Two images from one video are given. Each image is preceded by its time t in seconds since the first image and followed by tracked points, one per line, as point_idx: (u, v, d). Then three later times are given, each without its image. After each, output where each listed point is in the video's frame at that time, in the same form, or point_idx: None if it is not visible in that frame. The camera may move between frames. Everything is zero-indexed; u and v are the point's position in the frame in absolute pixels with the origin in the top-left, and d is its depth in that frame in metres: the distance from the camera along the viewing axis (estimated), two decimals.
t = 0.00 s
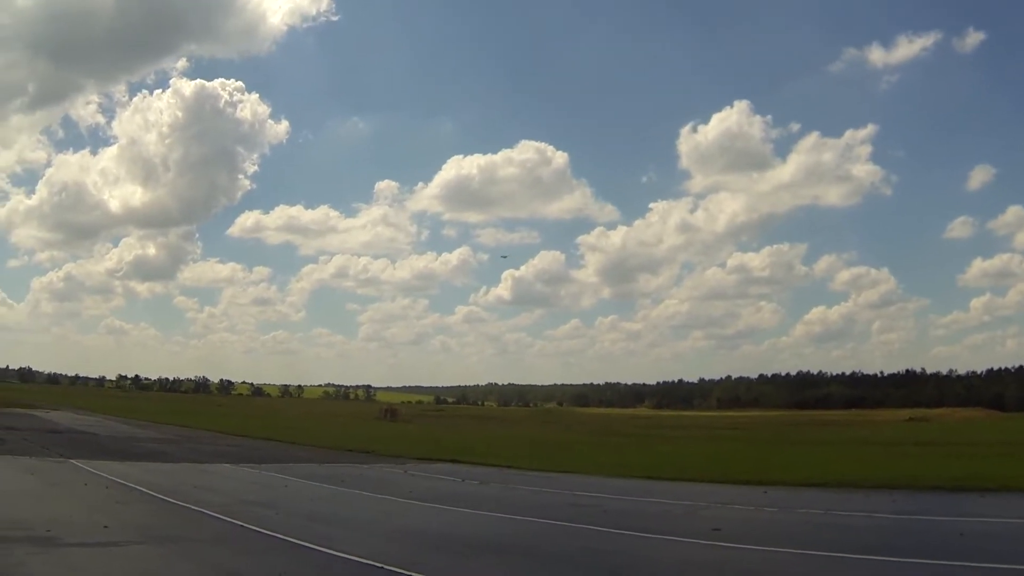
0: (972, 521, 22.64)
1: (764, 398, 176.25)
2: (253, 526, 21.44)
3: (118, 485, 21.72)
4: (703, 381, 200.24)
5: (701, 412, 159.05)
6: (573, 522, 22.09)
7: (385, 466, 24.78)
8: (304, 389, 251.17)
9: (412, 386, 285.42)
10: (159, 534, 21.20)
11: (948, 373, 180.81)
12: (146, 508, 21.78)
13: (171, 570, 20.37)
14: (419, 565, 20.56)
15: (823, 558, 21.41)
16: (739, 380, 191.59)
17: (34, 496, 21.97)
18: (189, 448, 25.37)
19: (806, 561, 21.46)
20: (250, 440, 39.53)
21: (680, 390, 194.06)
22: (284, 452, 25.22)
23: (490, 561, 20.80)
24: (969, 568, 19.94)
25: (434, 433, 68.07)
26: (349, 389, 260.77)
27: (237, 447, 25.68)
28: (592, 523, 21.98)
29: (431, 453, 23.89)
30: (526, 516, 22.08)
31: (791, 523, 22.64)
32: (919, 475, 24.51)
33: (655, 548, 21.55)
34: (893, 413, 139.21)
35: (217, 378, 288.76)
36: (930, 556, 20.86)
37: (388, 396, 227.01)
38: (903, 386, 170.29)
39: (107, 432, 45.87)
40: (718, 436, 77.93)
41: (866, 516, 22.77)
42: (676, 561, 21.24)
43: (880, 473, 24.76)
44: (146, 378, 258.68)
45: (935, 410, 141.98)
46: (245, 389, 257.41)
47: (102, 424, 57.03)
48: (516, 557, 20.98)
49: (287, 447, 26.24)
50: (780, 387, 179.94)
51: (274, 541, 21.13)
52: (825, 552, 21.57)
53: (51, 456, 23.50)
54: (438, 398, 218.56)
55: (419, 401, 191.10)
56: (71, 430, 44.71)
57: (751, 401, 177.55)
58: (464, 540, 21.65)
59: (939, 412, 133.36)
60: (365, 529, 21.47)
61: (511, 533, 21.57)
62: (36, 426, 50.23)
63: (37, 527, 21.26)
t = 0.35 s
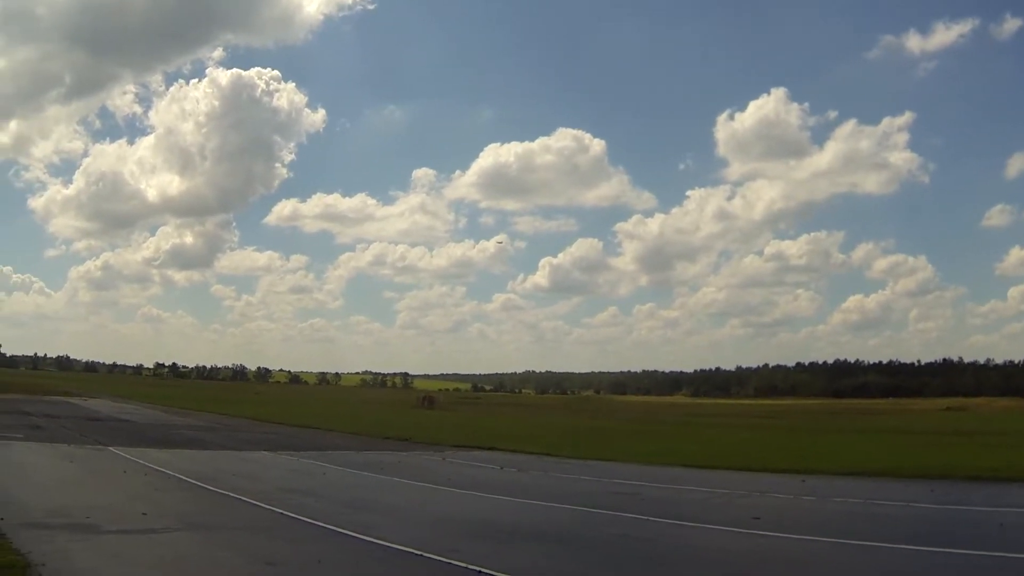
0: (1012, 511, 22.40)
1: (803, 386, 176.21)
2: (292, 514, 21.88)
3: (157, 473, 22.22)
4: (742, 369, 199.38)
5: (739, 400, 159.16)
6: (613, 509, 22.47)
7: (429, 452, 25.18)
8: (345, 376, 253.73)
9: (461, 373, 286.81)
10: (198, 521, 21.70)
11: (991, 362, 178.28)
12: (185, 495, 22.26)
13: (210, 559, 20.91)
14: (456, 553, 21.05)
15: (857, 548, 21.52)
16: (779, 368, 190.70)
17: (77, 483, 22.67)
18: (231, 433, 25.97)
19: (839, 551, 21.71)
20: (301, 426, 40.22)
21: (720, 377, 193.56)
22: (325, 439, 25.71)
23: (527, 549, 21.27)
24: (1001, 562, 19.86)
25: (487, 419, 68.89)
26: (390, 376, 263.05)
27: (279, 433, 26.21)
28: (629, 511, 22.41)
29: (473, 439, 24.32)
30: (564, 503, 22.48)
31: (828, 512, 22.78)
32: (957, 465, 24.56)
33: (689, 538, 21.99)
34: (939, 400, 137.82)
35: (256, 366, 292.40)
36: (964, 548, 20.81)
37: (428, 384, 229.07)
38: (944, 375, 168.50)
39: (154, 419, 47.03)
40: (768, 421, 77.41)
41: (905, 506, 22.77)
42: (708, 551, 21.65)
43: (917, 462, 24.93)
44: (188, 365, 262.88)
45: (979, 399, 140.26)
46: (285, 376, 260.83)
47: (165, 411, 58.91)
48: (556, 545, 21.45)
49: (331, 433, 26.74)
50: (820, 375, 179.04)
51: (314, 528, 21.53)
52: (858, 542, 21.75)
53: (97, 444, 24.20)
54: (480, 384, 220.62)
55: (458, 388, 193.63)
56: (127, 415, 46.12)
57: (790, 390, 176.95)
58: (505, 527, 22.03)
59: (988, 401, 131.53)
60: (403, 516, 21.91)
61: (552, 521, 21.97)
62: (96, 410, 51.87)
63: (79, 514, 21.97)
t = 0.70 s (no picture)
0: None
1: (831, 386, 176.59)
2: (322, 511, 21.93)
3: (187, 468, 22.35)
4: (771, 369, 198.84)
5: (770, 401, 159.33)
6: (643, 509, 22.44)
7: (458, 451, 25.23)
8: (373, 373, 255.88)
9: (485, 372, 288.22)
10: (227, 516, 21.81)
11: None
12: (214, 490, 22.34)
13: (240, 554, 20.97)
14: (486, 551, 21.06)
15: (887, 549, 21.38)
16: (809, 369, 190.15)
17: (108, 478, 22.86)
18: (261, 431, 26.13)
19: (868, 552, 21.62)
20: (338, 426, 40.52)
21: (750, 377, 193.29)
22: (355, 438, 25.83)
23: (557, 547, 21.28)
24: None
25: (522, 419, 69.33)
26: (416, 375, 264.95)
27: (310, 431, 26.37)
28: (659, 510, 22.41)
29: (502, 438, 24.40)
30: (594, 502, 22.50)
31: (859, 513, 22.69)
32: (987, 466, 24.44)
33: (719, 537, 21.99)
34: (977, 403, 137.03)
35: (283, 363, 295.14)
36: (996, 550, 20.62)
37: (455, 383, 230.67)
38: (976, 377, 167.37)
39: (183, 415, 47.45)
40: (809, 422, 77.20)
41: (936, 508, 22.64)
42: (737, 551, 21.62)
43: (946, 464, 24.85)
44: (217, 362, 265.81)
45: (1017, 402, 139.14)
46: (313, 372, 263.40)
47: (204, 408, 59.84)
48: (586, 545, 21.41)
49: (362, 432, 26.86)
50: (850, 376, 178.53)
51: (342, 525, 21.58)
52: (889, 543, 21.62)
53: (128, 440, 24.41)
54: (508, 384, 222.09)
55: (486, 388, 195.18)
56: (162, 414, 46.72)
57: (820, 390, 176.58)
58: (535, 526, 22.00)
59: None
60: (433, 513, 21.94)
61: (583, 520, 21.97)
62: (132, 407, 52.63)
63: (109, 508, 22.14)
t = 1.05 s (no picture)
0: None
1: (858, 381, 176.11)
2: (348, 508, 21.97)
3: (211, 467, 22.42)
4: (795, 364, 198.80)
5: (796, 395, 159.77)
6: (669, 505, 22.48)
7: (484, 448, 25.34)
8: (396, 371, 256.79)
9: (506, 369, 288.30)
10: (252, 514, 21.87)
11: None
12: (239, 489, 22.38)
13: (265, 552, 21.01)
14: (512, 548, 21.08)
15: (911, 544, 21.34)
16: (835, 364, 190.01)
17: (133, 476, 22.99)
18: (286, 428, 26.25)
19: (895, 548, 21.57)
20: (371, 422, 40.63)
21: (775, 372, 193.45)
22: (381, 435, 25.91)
23: (584, 545, 21.28)
24: None
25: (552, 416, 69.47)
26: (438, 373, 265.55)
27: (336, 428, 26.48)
28: (685, 507, 22.42)
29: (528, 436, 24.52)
30: (620, 498, 22.52)
31: (884, 508, 22.68)
32: (1015, 462, 24.39)
33: (745, 534, 21.99)
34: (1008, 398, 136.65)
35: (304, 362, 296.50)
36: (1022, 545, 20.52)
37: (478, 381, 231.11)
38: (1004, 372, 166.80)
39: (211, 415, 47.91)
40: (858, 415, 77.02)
41: (962, 503, 22.57)
42: (763, 547, 21.60)
43: (972, 459, 24.84)
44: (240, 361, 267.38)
45: None
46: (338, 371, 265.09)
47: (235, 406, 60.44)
48: (613, 541, 21.45)
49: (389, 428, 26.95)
50: (876, 370, 178.46)
51: (368, 523, 21.63)
52: (915, 539, 21.57)
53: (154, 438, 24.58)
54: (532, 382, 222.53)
55: (514, 385, 196.41)
56: (189, 412, 47.09)
57: (845, 384, 176.71)
58: (562, 523, 22.04)
59: None
60: (459, 511, 21.97)
61: (609, 517, 22.02)
62: (160, 406, 53.16)
63: (134, 508, 22.20)
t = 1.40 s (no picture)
0: None
1: (899, 372, 176.08)
2: (388, 498, 22.05)
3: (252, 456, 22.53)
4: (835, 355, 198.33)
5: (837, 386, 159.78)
6: (710, 495, 22.52)
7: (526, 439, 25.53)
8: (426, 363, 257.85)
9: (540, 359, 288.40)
10: (293, 504, 21.94)
11: None
12: (279, 478, 22.48)
13: (305, 541, 21.04)
14: (552, 538, 21.10)
15: (949, 535, 21.21)
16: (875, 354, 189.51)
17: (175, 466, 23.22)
18: (326, 417, 26.44)
19: (934, 539, 21.45)
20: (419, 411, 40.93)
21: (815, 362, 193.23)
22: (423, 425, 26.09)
23: (623, 534, 21.31)
24: None
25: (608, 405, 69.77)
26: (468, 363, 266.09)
27: (377, 417, 26.67)
28: (725, 497, 22.44)
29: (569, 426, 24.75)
30: (659, 488, 22.58)
31: (925, 499, 22.59)
32: None
33: (785, 522, 21.97)
34: None
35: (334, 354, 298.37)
36: None
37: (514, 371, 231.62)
38: None
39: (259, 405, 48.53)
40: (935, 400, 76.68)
41: (1002, 495, 22.41)
42: (803, 535, 21.55)
43: (1013, 451, 24.75)
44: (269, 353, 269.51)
45: None
46: (376, 361, 266.95)
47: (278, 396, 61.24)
48: (653, 530, 21.47)
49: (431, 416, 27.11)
50: (917, 361, 177.92)
51: (409, 512, 21.68)
52: (954, 530, 21.43)
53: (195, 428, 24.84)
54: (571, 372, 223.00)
55: (556, 374, 197.66)
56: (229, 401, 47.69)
57: (886, 374, 176.56)
58: (603, 513, 22.06)
59: None
60: (499, 501, 22.04)
61: (650, 507, 22.04)
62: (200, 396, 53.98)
63: (175, 497, 22.30)
